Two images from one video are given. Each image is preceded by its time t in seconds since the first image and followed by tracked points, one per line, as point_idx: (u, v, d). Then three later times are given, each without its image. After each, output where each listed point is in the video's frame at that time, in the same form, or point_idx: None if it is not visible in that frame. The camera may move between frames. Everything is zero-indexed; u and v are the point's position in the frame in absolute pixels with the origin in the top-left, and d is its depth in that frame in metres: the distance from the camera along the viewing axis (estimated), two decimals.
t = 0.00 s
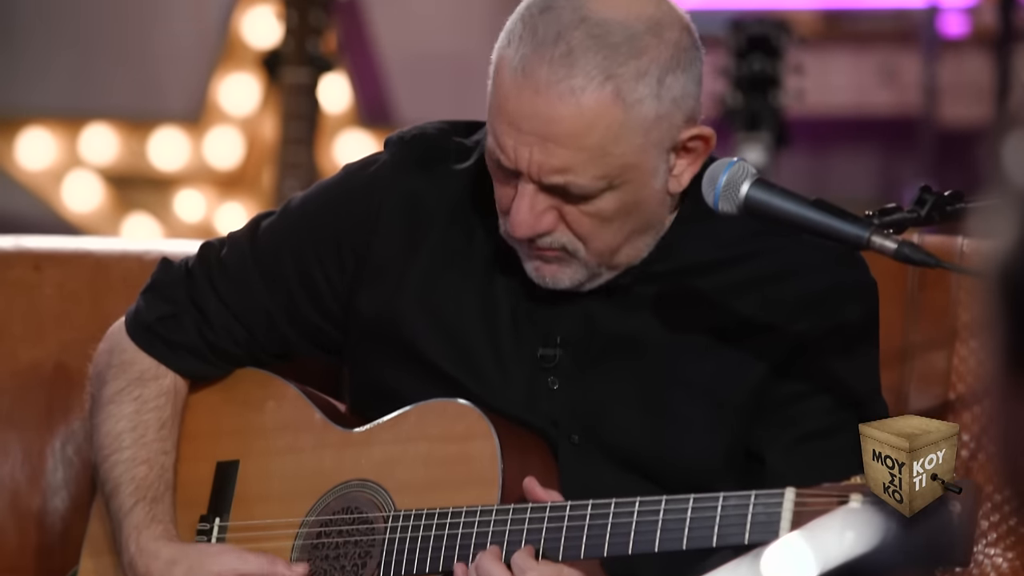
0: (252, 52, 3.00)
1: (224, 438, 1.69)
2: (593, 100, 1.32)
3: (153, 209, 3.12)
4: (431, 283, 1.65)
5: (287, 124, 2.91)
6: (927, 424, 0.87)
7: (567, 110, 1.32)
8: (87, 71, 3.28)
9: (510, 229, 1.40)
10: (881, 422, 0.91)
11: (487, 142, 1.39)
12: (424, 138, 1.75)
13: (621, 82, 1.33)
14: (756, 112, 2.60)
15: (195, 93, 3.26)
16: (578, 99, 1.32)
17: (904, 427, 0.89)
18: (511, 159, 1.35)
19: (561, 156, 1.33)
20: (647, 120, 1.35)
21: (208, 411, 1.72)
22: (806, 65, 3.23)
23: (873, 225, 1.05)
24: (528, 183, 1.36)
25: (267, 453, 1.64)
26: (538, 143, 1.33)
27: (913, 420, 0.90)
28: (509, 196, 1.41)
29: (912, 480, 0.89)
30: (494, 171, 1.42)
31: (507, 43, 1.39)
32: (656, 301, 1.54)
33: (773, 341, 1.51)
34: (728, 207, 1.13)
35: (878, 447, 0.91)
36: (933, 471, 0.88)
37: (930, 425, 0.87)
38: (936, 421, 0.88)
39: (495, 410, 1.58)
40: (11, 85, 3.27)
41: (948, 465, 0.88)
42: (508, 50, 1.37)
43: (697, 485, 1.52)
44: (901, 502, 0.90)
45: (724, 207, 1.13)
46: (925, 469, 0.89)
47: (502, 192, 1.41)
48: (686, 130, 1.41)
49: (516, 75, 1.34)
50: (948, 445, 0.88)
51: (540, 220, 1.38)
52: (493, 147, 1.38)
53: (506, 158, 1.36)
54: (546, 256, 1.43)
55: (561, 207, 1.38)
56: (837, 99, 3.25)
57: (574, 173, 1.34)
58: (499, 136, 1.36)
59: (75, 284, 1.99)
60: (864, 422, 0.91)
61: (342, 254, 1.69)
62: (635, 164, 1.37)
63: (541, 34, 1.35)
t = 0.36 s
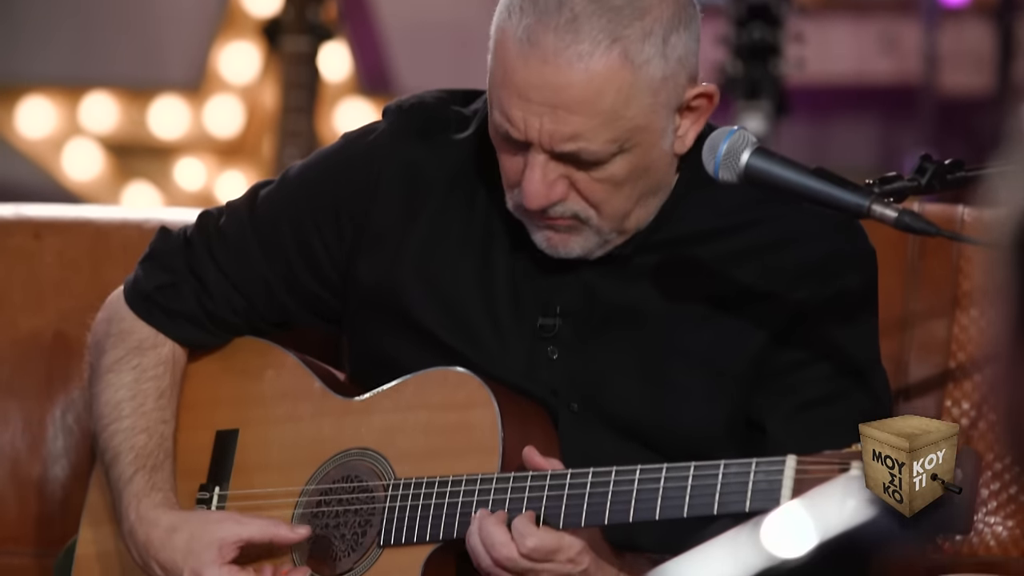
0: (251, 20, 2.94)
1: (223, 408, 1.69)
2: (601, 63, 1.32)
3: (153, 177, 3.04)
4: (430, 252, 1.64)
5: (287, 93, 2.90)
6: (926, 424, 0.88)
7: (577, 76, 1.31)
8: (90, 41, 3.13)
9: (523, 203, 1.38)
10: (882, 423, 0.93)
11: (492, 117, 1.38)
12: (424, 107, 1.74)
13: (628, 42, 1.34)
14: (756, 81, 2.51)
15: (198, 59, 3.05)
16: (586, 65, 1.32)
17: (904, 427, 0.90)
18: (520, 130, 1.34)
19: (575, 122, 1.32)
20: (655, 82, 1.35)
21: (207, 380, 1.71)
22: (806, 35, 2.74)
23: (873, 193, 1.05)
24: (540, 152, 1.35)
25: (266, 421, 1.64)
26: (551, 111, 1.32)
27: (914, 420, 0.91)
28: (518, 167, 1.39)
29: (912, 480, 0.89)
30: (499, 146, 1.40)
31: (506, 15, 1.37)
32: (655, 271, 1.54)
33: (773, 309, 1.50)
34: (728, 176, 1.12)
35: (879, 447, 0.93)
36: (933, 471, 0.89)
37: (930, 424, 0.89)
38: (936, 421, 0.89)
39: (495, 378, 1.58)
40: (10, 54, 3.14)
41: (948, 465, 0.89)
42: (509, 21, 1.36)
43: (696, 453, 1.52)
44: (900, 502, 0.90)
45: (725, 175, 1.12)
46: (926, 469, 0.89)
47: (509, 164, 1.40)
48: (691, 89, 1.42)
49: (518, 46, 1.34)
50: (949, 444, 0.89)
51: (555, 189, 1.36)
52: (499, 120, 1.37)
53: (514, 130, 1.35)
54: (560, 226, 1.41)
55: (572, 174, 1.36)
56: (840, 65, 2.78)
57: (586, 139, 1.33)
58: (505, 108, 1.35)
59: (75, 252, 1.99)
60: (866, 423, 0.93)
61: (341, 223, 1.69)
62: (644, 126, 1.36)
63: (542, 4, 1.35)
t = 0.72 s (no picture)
0: None
1: (224, 378, 1.70)
2: (610, 21, 1.32)
3: (154, 148, 2.99)
4: (431, 223, 1.64)
5: (288, 64, 2.91)
6: (925, 425, 0.90)
7: (585, 39, 1.31)
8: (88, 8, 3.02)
9: (543, 174, 1.38)
10: (882, 423, 0.96)
11: (504, 90, 1.38)
12: (425, 77, 1.74)
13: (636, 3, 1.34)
14: (757, 52, 2.48)
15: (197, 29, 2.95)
16: (595, 28, 1.32)
17: (904, 427, 0.92)
18: (534, 101, 1.34)
19: (586, 88, 1.32)
20: (663, 37, 1.35)
21: (206, 353, 1.72)
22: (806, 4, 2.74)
23: (873, 164, 1.05)
24: (556, 121, 1.35)
25: (267, 391, 1.65)
26: (564, 77, 1.32)
27: (914, 420, 0.93)
28: (535, 139, 1.39)
29: (912, 480, 0.91)
30: (514, 118, 1.40)
31: None
32: (656, 242, 1.54)
33: (775, 280, 1.49)
34: (728, 147, 1.12)
35: (879, 447, 0.95)
36: (933, 471, 0.90)
37: (930, 424, 0.90)
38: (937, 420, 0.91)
39: (496, 349, 1.58)
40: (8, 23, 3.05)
41: (948, 465, 0.90)
42: None
43: (697, 423, 1.51)
44: (900, 503, 0.92)
45: (725, 146, 1.12)
46: (925, 469, 0.91)
47: (524, 137, 1.40)
48: (694, 44, 1.41)
49: (526, 16, 1.34)
50: (950, 443, 0.91)
51: (574, 157, 1.36)
52: (512, 93, 1.37)
53: (528, 102, 1.35)
54: (581, 195, 1.41)
55: (590, 140, 1.37)
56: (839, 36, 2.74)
57: (602, 103, 1.33)
58: (518, 80, 1.35)
59: (75, 223, 1.99)
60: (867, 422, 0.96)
61: (342, 193, 1.69)
62: (656, 84, 1.36)
63: None
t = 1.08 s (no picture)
0: None
1: (225, 350, 1.70)
2: None
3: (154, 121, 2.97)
4: (431, 195, 1.65)
5: (288, 36, 2.92)
6: (925, 427, 0.96)
7: (571, 10, 1.31)
8: None
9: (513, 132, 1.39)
10: (880, 425, 1.00)
11: (490, 46, 1.39)
12: (426, 49, 1.74)
13: None
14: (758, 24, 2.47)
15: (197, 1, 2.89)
16: None
17: (904, 428, 0.98)
18: (512, 59, 1.35)
19: (565, 55, 1.32)
20: (651, 19, 1.35)
21: (208, 324, 1.73)
22: None
23: (874, 137, 1.04)
24: (530, 80, 1.35)
25: (267, 364, 1.65)
26: (544, 38, 1.32)
27: (914, 421, 0.99)
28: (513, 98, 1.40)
29: (912, 480, 0.96)
30: (496, 74, 1.40)
31: None
32: (656, 215, 1.54)
33: (775, 253, 1.50)
34: (728, 120, 1.11)
35: (879, 448, 1.00)
36: (932, 471, 0.96)
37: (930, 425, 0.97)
38: (937, 422, 0.98)
39: (497, 322, 1.58)
40: None
41: (946, 466, 0.96)
42: None
43: (696, 396, 1.51)
44: (901, 502, 0.96)
45: (725, 119, 1.11)
46: (925, 470, 0.96)
47: (503, 93, 1.40)
48: (688, 32, 1.41)
49: None
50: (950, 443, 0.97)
51: (544, 119, 1.36)
52: (496, 49, 1.37)
53: (507, 58, 1.35)
54: (549, 159, 1.41)
55: (563, 107, 1.37)
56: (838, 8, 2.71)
57: (578, 72, 1.33)
58: (501, 38, 1.35)
59: (75, 196, 1.99)
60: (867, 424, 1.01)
61: (343, 165, 1.69)
62: (639, 64, 1.36)
63: None
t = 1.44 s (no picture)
0: None
1: (226, 323, 1.71)
2: None
3: (154, 93, 2.96)
4: (433, 167, 1.64)
5: (288, 8, 2.89)
6: (925, 427, 0.97)
7: None
8: None
9: (551, 113, 1.38)
10: (880, 425, 1.01)
11: (509, 32, 1.38)
12: (426, 22, 1.74)
13: None
14: None
15: None
16: None
17: (903, 428, 0.99)
18: (542, 39, 1.34)
19: (597, 23, 1.32)
20: None
21: (207, 298, 1.74)
22: None
23: (874, 111, 1.04)
24: (563, 57, 1.35)
25: (269, 337, 1.66)
26: (571, 12, 1.32)
27: (913, 421, 1.00)
28: (543, 78, 1.39)
29: (912, 480, 0.97)
30: (519, 58, 1.40)
31: None
32: (656, 187, 1.53)
33: (774, 226, 1.50)
34: (729, 92, 1.11)
35: (879, 448, 1.00)
36: (933, 471, 0.97)
37: (930, 425, 0.98)
38: (936, 422, 0.99)
39: (499, 295, 1.58)
40: None
41: (946, 466, 0.97)
42: None
43: (698, 368, 1.52)
44: (901, 502, 0.97)
45: (725, 92, 1.11)
46: (925, 469, 0.97)
47: (529, 76, 1.40)
48: None
49: None
50: (949, 444, 0.98)
51: (581, 95, 1.36)
52: (518, 33, 1.36)
53: (536, 40, 1.35)
54: (588, 133, 1.41)
55: (597, 77, 1.36)
56: None
57: (611, 38, 1.33)
58: (525, 19, 1.34)
59: (75, 168, 1.99)
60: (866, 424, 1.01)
61: (343, 137, 1.69)
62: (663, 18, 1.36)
63: None
